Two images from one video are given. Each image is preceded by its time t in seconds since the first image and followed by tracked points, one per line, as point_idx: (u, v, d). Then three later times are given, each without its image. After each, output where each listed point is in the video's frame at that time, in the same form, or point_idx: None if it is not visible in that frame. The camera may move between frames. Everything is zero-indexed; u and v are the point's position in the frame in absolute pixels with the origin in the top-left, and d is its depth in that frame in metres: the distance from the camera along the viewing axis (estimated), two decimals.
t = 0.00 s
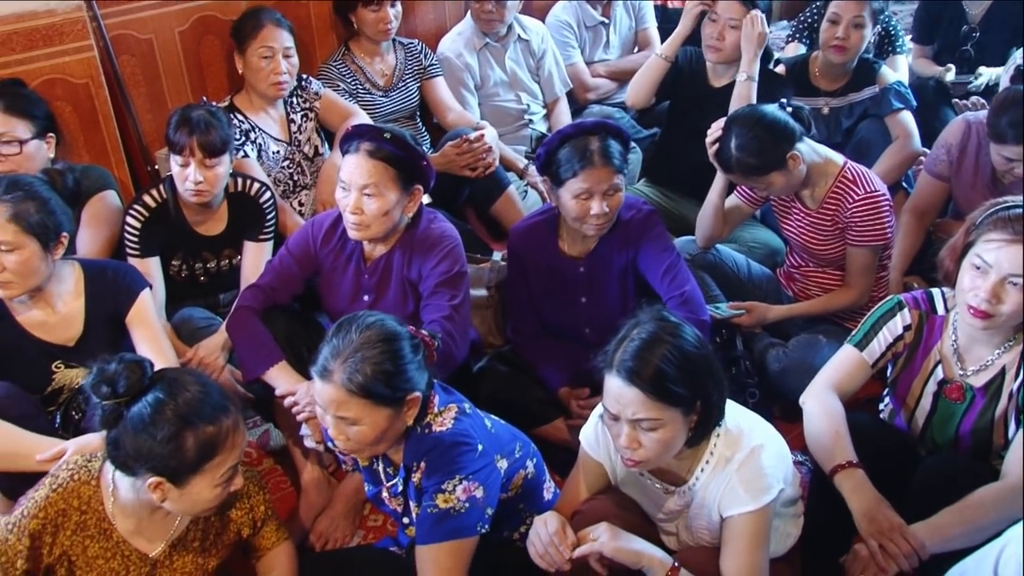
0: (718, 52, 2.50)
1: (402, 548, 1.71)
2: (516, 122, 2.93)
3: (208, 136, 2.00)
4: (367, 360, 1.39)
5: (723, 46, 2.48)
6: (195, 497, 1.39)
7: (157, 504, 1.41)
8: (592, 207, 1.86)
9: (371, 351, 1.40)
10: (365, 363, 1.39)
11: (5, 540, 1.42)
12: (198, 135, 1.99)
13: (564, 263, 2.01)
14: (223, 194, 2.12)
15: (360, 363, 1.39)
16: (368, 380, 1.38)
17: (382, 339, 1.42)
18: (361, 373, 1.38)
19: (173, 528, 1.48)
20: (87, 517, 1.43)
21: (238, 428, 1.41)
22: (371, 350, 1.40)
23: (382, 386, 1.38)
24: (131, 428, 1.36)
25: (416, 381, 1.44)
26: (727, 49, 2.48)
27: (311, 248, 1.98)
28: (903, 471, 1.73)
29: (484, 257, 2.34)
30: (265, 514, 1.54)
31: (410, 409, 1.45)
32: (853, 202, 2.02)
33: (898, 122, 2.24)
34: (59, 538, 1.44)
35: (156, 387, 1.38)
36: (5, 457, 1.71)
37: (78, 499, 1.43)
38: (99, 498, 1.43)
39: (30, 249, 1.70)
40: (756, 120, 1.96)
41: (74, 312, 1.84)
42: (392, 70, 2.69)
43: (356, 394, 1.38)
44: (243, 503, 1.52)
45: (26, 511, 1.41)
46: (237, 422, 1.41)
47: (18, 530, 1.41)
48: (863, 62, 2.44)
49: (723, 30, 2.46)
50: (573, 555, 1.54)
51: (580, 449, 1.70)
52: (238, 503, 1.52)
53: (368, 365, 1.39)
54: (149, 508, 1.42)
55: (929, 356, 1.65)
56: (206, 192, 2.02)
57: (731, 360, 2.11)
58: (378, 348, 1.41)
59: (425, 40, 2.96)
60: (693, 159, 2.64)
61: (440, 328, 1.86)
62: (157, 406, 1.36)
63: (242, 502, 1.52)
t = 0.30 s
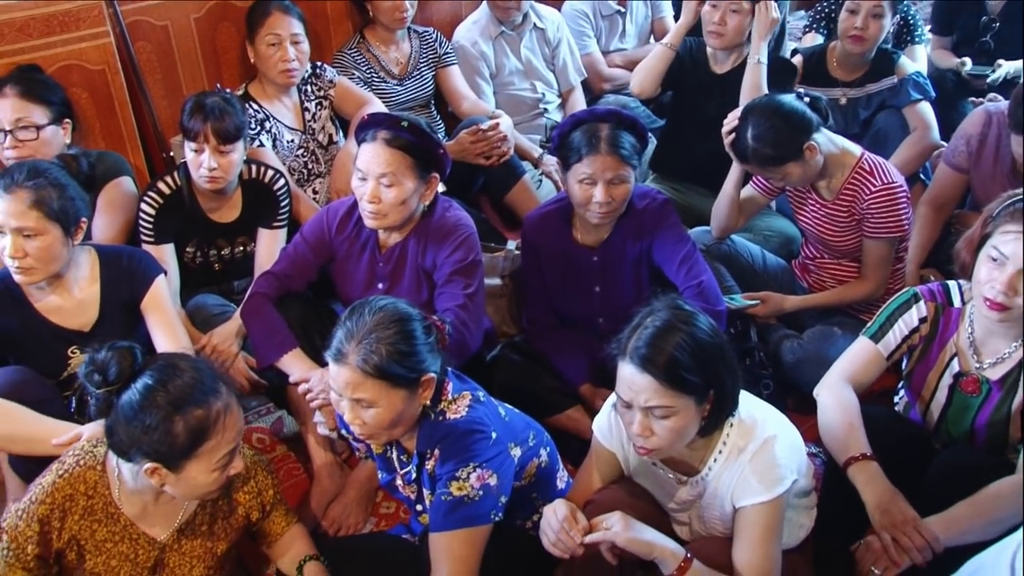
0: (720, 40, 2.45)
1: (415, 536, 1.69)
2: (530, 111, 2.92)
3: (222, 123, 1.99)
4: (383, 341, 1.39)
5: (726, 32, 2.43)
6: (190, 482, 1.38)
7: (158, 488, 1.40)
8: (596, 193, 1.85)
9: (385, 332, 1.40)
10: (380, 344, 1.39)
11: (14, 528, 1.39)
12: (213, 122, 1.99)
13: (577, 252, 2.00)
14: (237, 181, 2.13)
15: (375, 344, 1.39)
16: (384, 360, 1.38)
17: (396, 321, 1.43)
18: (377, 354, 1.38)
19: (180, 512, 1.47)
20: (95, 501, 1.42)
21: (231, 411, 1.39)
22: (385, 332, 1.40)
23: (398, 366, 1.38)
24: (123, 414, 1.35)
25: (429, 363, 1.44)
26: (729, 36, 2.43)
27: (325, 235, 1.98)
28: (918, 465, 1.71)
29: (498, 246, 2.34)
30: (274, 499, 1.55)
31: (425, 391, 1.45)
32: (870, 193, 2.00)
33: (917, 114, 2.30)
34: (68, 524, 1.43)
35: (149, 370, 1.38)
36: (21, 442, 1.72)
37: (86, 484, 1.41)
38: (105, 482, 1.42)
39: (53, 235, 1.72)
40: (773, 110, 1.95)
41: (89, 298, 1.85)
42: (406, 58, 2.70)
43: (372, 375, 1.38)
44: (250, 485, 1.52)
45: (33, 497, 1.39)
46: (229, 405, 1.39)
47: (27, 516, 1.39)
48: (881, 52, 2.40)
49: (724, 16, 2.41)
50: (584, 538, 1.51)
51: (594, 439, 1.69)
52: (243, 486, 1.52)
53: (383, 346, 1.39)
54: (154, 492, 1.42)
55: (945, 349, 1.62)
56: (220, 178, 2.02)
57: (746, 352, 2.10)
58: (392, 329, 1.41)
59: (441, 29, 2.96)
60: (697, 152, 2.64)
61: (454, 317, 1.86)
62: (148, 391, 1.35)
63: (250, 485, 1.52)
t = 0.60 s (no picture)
0: (718, 25, 2.47)
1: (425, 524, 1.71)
2: (545, 100, 2.91)
3: (235, 110, 1.99)
4: (390, 329, 1.38)
5: (725, 17, 2.45)
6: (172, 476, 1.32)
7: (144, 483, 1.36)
8: (601, 180, 1.85)
9: (392, 320, 1.40)
10: (385, 332, 1.38)
11: (16, 518, 1.36)
12: (225, 109, 1.98)
13: (589, 242, 2.00)
14: (250, 168, 2.13)
15: (381, 332, 1.38)
16: (390, 348, 1.37)
17: (404, 309, 1.42)
18: (382, 342, 1.38)
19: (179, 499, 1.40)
20: (93, 488, 1.38)
21: (212, 426, 1.34)
22: (392, 319, 1.40)
23: (403, 354, 1.38)
24: (110, 408, 1.30)
25: (437, 352, 1.44)
26: (728, 20, 2.45)
27: (337, 223, 1.97)
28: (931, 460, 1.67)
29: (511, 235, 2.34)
30: (274, 485, 1.50)
31: (432, 380, 1.44)
32: (885, 184, 1.99)
33: (933, 105, 2.30)
34: (68, 511, 1.38)
35: (145, 363, 1.32)
36: (34, 427, 1.73)
37: (83, 470, 1.38)
38: (101, 470, 1.38)
39: (74, 222, 1.73)
40: (789, 100, 1.93)
41: (101, 284, 1.85)
42: (420, 47, 2.69)
43: (376, 362, 1.38)
44: (250, 468, 1.48)
45: (32, 486, 1.36)
46: (211, 420, 1.33)
47: (28, 505, 1.36)
48: (897, 42, 2.39)
49: (723, 2, 2.42)
50: (593, 526, 1.48)
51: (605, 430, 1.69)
52: (241, 471, 1.47)
53: (389, 334, 1.38)
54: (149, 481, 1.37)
55: (958, 343, 1.58)
56: (232, 166, 2.02)
57: (758, 343, 2.11)
58: (399, 317, 1.40)
59: (454, 17, 2.96)
60: (711, 142, 2.63)
61: (466, 307, 1.86)
62: (133, 392, 1.29)
63: (251, 469, 1.47)
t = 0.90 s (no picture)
0: (736, 15, 2.42)
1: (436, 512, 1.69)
2: (561, 88, 2.90)
3: (251, 96, 1.99)
4: (388, 313, 1.38)
5: (739, 6, 2.40)
6: (182, 467, 1.33)
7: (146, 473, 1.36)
8: (607, 168, 1.85)
9: (394, 304, 1.39)
10: (386, 316, 1.38)
11: (24, 508, 1.37)
12: (241, 95, 1.98)
13: (604, 232, 1.99)
14: (266, 153, 2.14)
15: (382, 315, 1.38)
16: (388, 332, 1.37)
17: (407, 294, 1.41)
18: (381, 326, 1.37)
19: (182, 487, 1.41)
20: (97, 478, 1.39)
21: (212, 415, 1.33)
22: (394, 304, 1.39)
23: (401, 340, 1.37)
24: (106, 407, 1.29)
25: (440, 338, 1.42)
26: (744, 9, 2.40)
27: (353, 210, 1.98)
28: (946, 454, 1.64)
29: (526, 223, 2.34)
30: (280, 472, 1.51)
31: (433, 368, 1.43)
32: (904, 174, 1.97)
33: (954, 95, 2.31)
34: (73, 501, 1.39)
35: (132, 366, 1.30)
36: (50, 410, 1.73)
37: (87, 460, 1.39)
38: (104, 460, 1.39)
39: (101, 210, 1.74)
40: (808, 90, 1.91)
41: (120, 269, 1.86)
42: (436, 34, 2.68)
43: (375, 346, 1.37)
44: (254, 456, 1.47)
45: (37, 476, 1.37)
46: (211, 408, 1.33)
47: (34, 495, 1.36)
48: (919, 30, 2.35)
49: None
50: (604, 517, 1.46)
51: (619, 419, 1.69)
52: (245, 458, 1.47)
53: (389, 318, 1.38)
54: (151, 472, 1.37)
55: (976, 335, 1.54)
56: (248, 151, 2.03)
57: (774, 334, 2.08)
58: (402, 302, 1.40)
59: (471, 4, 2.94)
60: (726, 133, 2.60)
61: (481, 295, 1.86)
62: (126, 393, 1.28)
63: (254, 456, 1.47)
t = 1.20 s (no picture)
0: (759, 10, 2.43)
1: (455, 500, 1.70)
2: (586, 79, 2.89)
3: (277, 85, 2.00)
4: (401, 299, 1.38)
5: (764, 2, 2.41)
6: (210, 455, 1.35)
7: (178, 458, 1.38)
8: (626, 159, 1.85)
9: (406, 291, 1.39)
10: (397, 303, 1.38)
11: (53, 489, 1.39)
12: (267, 84, 1.99)
13: (628, 224, 1.99)
14: (291, 142, 2.14)
15: (394, 302, 1.38)
16: (399, 319, 1.37)
17: (420, 282, 1.42)
18: (393, 313, 1.37)
19: (207, 473, 1.42)
20: (125, 462, 1.40)
21: (246, 395, 1.34)
22: (407, 291, 1.39)
23: (412, 327, 1.37)
24: (139, 390, 1.30)
25: (452, 327, 1.42)
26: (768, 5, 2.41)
27: (378, 198, 1.98)
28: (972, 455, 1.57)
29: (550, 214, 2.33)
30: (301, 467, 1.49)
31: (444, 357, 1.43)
32: (933, 170, 1.95)
33: (986, 88, 2.30)
34: (101, 484, 1.40)
35: (164, 349, 1.31)
36: (78, 394, 1.74)
37: (116, 445, 1.40)
38: (132, 445, 1.40)
39: (129, 197, 1.76)
40: (836, 82, 1.90)
41: (147, 255, 1.88)
42: (462, 24, 2.68)
43: (385, 332, 1.38)
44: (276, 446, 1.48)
45: (66, 459, 1.39)
46: (244, 388, 1.34)
47: (63, 477, 1.38)
48: (952, 22, 2.32)
49: None
50: (625, 510, 1.47)
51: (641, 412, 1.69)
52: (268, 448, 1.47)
53: (401, 305, 1.38)
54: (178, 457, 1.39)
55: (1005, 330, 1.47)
56: (273, 140, 2.04)
57: (799, 328, 2.07)
58: (415, 289, 1.40)
59: None
60: (750, 125, 2.58)
61: (504, 285, 1.86)
62: (160, 374, 1.29)
63: (277, 446, 1.47)
